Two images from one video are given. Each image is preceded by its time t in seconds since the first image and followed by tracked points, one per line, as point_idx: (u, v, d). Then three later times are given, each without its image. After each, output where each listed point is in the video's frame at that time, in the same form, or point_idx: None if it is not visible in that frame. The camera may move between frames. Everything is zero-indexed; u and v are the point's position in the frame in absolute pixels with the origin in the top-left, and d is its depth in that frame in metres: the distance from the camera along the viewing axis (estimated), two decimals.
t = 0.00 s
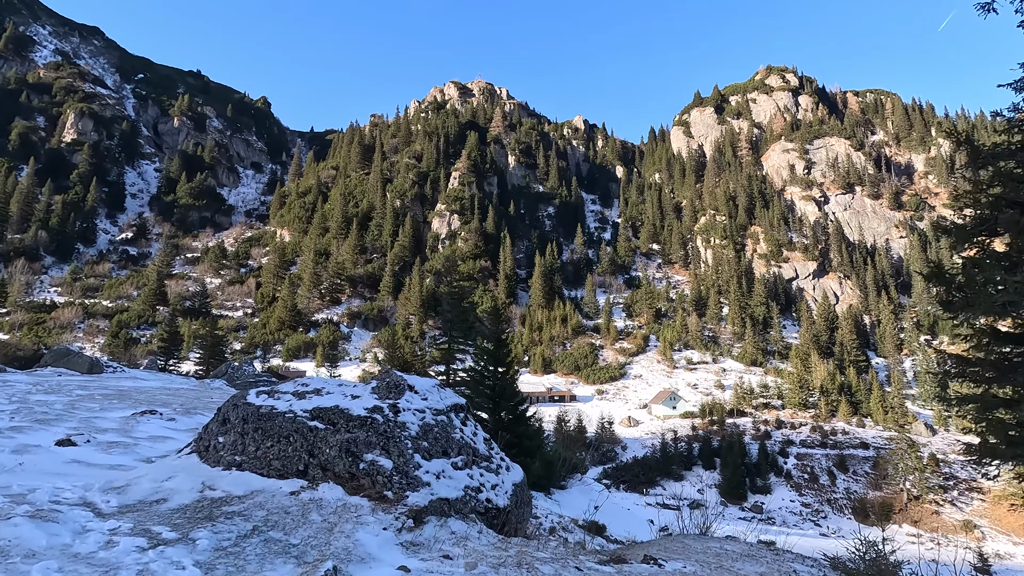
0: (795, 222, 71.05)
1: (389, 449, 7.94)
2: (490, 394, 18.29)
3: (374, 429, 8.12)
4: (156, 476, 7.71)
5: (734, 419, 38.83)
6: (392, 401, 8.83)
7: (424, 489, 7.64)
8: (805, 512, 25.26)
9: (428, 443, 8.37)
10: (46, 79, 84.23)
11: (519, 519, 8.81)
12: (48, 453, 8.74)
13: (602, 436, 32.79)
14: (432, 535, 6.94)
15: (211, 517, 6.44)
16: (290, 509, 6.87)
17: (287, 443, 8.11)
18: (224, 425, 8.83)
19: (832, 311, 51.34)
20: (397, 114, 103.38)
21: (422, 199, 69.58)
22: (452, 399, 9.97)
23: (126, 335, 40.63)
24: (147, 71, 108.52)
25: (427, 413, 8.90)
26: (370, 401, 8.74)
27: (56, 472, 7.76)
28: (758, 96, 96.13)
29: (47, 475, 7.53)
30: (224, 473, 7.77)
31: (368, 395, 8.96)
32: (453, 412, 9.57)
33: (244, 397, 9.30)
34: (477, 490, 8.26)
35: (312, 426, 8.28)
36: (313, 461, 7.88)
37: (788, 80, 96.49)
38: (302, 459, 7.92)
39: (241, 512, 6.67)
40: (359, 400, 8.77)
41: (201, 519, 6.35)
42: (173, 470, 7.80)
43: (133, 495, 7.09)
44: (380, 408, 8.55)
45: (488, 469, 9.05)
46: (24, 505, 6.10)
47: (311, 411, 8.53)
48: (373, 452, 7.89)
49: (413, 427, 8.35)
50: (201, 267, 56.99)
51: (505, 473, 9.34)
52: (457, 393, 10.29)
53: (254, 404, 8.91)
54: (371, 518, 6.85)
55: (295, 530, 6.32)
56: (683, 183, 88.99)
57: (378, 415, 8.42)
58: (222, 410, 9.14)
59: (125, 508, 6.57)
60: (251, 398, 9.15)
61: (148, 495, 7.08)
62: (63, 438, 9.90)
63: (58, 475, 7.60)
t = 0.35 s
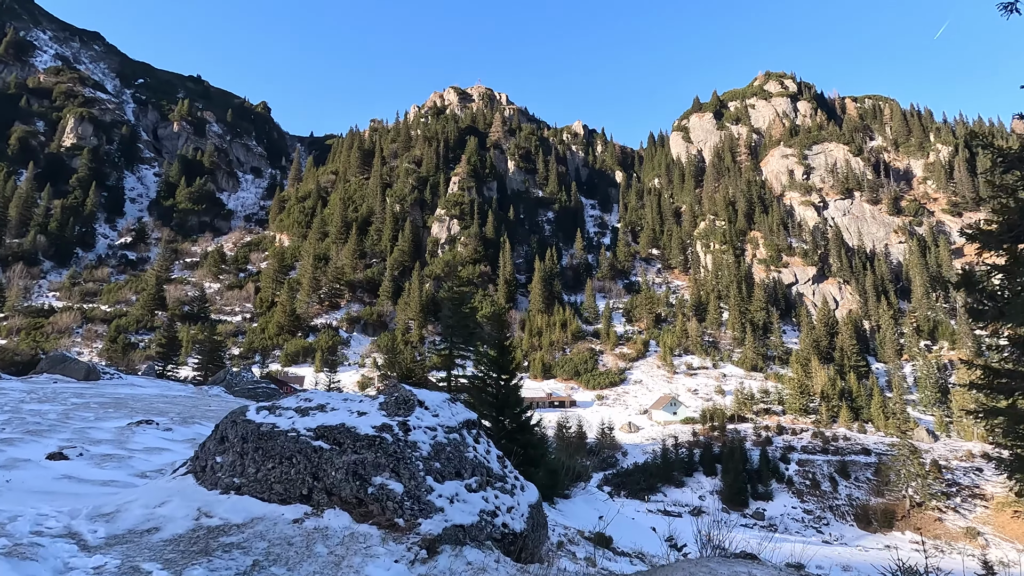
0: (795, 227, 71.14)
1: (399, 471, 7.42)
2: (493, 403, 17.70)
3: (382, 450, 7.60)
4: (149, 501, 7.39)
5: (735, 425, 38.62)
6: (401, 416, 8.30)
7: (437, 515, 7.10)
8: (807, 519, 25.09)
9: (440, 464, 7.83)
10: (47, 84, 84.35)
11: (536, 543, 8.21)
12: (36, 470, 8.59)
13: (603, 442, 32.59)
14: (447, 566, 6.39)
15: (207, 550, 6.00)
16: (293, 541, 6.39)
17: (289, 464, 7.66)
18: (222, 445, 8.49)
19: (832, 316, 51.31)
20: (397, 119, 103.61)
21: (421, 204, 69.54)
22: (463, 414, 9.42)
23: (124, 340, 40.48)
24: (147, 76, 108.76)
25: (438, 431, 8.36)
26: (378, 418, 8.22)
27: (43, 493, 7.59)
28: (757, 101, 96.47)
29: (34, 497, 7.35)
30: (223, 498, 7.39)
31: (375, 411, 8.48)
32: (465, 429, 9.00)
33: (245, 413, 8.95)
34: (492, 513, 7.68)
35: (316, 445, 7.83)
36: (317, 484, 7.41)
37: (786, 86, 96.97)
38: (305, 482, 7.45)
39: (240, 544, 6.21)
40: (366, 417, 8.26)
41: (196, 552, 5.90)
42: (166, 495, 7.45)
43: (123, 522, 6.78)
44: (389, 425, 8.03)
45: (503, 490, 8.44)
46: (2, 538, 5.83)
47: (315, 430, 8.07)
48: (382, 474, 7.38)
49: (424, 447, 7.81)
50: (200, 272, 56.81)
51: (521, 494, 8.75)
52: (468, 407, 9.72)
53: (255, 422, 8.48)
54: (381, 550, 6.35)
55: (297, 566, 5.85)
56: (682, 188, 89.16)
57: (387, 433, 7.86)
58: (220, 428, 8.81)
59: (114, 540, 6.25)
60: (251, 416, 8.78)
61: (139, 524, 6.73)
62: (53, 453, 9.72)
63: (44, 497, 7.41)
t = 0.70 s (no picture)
0: (798, 232, 70.97)
1: (410, 485, 7.27)
2: (499, 409, 17.64)
3: (391, 462, 7.47)
4: (136, 517, 7.24)
5: (738, 431, 38.34)
6: (411, 426, 8.16)
7: (451, 534, 6.91)
8: (814, 526, 24.83)
9: (453, 477, 7.67)
10: (51, 89, 84.92)
11: (554, 560, 7.93)
12: (28, 478, 8.62)
13: (606, 448, 32.32)
14: None
15: None
16: (292, 563, 6.25)
17: (291, 477, 7.52)
18: (217, 455, 8.35)
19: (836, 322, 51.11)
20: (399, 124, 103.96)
21: (423, 209, 69.57)
22: (476, 423, 9.28)
23: (126, 344, 40.48)
24: (151, 82, 109.45)
25: (451, 442, 8.20)
26: (387, 428, 8.09)
27: (30, 506, 7.47)
28: (759, 107, 96.67)
29: (20, 509, 7.37)
30: (218, 515, 7.26)
31: (383, 420, 8.35)
32: (478, 439, 8.83)
33: (243, 421, 8.81)
34: (510, 529, 7.43)
35: (318, 457, 7.70)
36: (320, 500, 7.27)
37: (788, 91, 97.14)
38: (308, 498, 7.30)
39: (233, 567, 6.05)
40: (373, 427, 8.12)
41: None
42: (155, 512, 7.32)
43: (106, 543, 6.66)
44: (398, 435, 7.88)
45: (520, 504, 8.19)
46: None
47: (318, 441, 7.93)
48: (391, 489, 7.24)
49: (436, 461, 7.65)
50: (202, 276, 56.79)
51: (537, 508, 8.48)
52: (480, 415, 9.56)
53: (253, 432, 8.34)
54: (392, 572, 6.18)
55: None
56: (684, 193, 89.17)
57: (396, 444, 7.72)
58: (215, 437, 8.67)
59: (94, 564, 6.13)
60: (248, 424, 8.64)
61: (123, 545, 6.61)
62: (47, 460, 9.71)
63: (27, 512, 7.29)
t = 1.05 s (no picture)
0: (803, 237, 70.77)
1: (428, 516, 6.24)
2: (508, 418, 17.46)
3: (406, 490, 6.44)
4: (131, 551, 6.02)
5: (745, 437, 38.00)
6: (427, 448, 7.25)
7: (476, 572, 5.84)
8: (822, 535, 24.49)
9: (475, 506, 6.68)
10: (58, 97, 85.66)
11: None
12: (25, 497, 8.42)
13: (613, 455, 32.06)
14: None
15: None
16: None
17: (299, 506, 6.47)
18: (218, 482, 7.38)
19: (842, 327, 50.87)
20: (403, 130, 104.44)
21: (427, 215, 69.72)
22: (494, 444, 8.41)
23: (132, 351, 40.62)
24: (156, 89, 110.37)
25: (470, 467, 7.26)
26: (401, 451, 7.15)
27: (25, 524, 7.20)
28: (763, 112, 96.79)
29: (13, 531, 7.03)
30: (217, 550, 6.10)
31: (396, 442, 7.45)
32: (498, 462, 7.95)
33: (247, 444, 7.96)
34: (537, 565, 6.44)
35: (328, 485, 6.69)
36: (331, 533, 6.17)
37: (792, 96, 97.29)
38: (318, 530, 6.20)
39: None
40: (386, 450, 7.18)
41: None
42: (153, 544, 6.15)
43: None
44: (414, 459, 6.95)
45: (544, 533, 7.25)
46: None
47: (326, 465, 6.97)
48: (407, 520, 6.17)
49: (457, 488, 6.67)
50: (207, 282, 56.98)
51: (562, 537, 7.60)
52: (497, 435, 8.71)
53: (258, 456, 7.40)
54: None
55: None
56: (688, 198, 89.19)
57: (412, 470, 6.72)
58: (218, 461, 7.77)
59: None
60: (253, 446, 7.78)
61: None
62: (45, 476, 9.56)
63: (23, 531, 6.92)
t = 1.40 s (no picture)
0: (807, 244, 70.65)
1: (461, 536, 6.13)
2: (519, 427, 17.38)
3: (438, 509, 6.36)
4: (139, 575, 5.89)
5: (752, 446, 37.65)
6: (457, 462, 7.23)
7: None
8: (832, 546, 24.13)
9: (509, 525, 6.63)
10: (66, 108, 86.55)
11: None
12: (27, 511, 8.31)
13: (618, 464, 31.78)
14: None
15: None
16: None
17: (320, 526, 6.37)
18: (232, 499, 7.42)
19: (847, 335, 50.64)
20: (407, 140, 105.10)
21: (431, 223, 69.90)
22: (523, 457, 8.42)
23: (135, 360, 40.61)
24: (162, 100, 111.41)
25: (503, 483, 7.21)
26: (428, 466, 7.12)
27: (26, 541, 7.08)
28: (765, 120, 97.26)
29: (16, 547, 6.91)
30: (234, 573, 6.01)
31: (423, 456, 7.43)
32: (529, 477, 7.96)
33: (261, 459, 8.01)
34: None
35: (353, 503, 6.60)
36: (354, 556, 6.03)
37: (794, 104, 97.73)
38: (341, 552, 6.07)
39: None
40: (413, 465, 7.15)
41: None
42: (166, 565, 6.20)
43: None
44: (444, 474, 6.92)
45: (579, 554, 7.26)
46: None
47: (351, 482, 6.91)
48: (440, 542, 6.03)
49: (490, 507, 6.61)
50: (211, 291, 57.03)
51: (596, 556, 7.59)
52: (525, 448, 8.68)
53: (275, 472, 7.39)
54: None
55: None
56: (691, 206, 89.25)
57: (442, 488, 6.66)
58: (230, 477, 7.82)
59: None
60: (268, 460, 7.82)
61: None
62: (48, 489, 9.45)
63: (24, 549, 6.78)
